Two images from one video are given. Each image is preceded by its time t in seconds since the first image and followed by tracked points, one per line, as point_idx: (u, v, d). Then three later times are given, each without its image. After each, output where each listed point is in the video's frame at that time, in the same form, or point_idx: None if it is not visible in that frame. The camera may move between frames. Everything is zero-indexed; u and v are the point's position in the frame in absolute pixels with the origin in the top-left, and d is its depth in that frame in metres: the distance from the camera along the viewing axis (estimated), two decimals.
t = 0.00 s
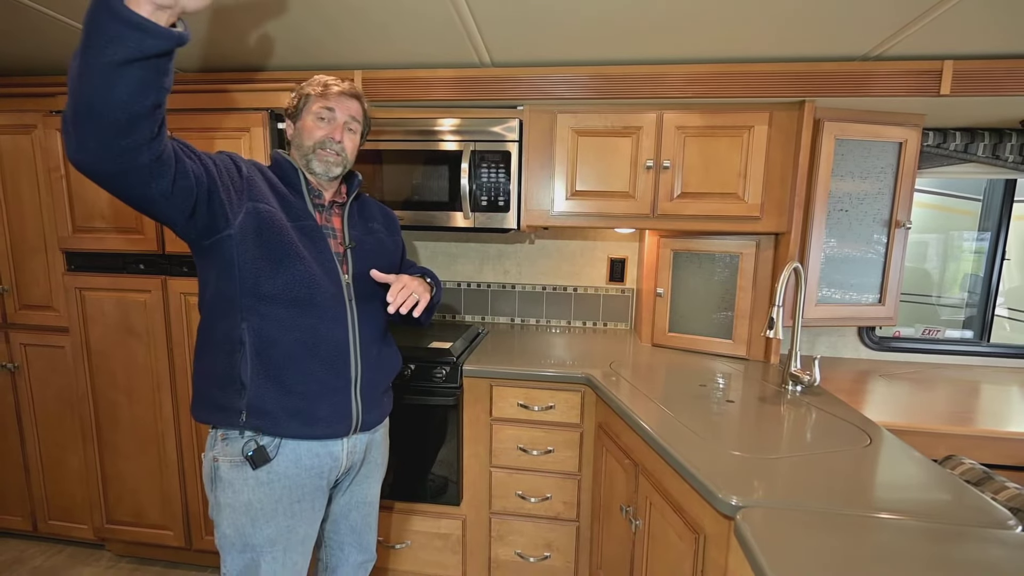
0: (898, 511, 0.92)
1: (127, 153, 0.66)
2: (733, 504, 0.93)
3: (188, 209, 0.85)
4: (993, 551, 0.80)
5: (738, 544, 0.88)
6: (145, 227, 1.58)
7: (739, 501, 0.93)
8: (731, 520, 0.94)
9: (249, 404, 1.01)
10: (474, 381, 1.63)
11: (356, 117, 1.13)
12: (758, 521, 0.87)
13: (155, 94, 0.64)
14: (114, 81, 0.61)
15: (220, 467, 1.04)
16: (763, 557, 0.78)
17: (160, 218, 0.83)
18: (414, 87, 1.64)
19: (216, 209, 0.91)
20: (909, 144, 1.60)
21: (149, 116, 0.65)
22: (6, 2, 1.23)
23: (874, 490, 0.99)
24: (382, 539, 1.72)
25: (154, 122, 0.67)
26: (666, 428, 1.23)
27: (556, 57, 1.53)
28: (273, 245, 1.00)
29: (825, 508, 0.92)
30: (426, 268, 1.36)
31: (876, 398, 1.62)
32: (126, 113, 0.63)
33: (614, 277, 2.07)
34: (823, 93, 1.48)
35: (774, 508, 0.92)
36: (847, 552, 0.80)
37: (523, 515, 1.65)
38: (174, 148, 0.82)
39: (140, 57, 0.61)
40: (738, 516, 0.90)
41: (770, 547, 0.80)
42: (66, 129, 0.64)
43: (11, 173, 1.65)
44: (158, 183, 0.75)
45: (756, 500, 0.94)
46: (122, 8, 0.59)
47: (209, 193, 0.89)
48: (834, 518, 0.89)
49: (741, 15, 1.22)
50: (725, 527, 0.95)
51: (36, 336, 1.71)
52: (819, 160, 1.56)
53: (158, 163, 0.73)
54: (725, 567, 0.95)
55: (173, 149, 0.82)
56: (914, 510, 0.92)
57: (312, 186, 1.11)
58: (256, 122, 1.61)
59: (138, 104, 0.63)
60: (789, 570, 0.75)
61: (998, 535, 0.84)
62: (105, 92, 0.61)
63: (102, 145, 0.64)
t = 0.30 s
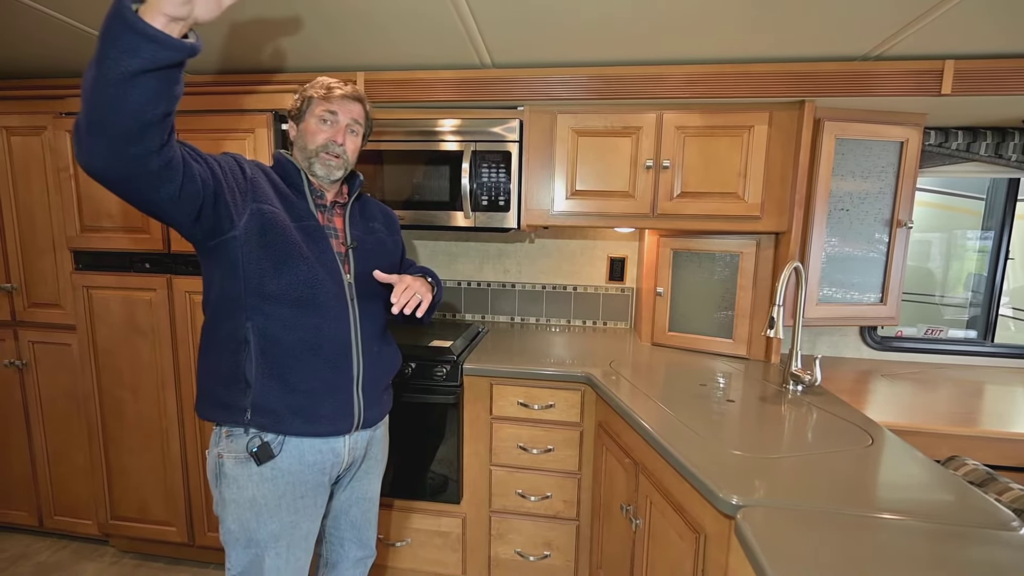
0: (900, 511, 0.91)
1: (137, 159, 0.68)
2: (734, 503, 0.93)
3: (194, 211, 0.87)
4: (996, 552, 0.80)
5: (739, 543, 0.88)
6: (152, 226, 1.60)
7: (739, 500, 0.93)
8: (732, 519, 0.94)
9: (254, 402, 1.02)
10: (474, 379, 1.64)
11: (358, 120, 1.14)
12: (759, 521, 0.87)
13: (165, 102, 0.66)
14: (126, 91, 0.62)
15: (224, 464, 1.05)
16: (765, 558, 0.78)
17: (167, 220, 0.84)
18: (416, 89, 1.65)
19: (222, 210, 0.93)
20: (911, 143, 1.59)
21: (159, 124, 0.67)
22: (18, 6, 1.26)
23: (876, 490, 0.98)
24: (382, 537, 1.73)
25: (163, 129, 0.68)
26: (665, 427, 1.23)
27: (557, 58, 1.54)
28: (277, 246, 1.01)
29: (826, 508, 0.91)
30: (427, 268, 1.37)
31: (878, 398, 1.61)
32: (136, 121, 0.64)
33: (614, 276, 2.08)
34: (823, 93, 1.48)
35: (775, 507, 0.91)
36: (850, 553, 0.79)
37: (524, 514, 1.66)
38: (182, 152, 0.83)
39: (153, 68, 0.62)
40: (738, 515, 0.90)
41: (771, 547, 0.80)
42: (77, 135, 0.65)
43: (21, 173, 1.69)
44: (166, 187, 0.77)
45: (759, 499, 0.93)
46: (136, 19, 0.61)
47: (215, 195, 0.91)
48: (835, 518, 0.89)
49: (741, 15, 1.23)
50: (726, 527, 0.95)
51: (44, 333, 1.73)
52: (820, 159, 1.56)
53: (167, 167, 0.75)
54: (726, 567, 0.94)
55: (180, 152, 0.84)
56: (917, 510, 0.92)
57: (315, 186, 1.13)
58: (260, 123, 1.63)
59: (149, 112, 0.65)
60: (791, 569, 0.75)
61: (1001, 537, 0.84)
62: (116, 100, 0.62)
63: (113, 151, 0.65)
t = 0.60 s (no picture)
0: (895, 507, 0.93)
1: (143, 162, 0.68)
2: (730, 499, 0.95)
3: (197, 213, 0.87)
4: (991, 547, 0.81)
5: (734, 538, 0.90)
6: (152, 227, 1.61)
7: (735, 496, 0.95)
8: (728, 515, 0.95)
9: (256, 402, 1.03)
10: (475, 380, 1.65)
11: (355, 122, 1.14)
12: (756, 517, 0.89)
13: (172, 106, 0.66)
14: (135, 94, 0.63)
15: (227, 463, 1.06)
16: (760, 553, 0.80)
17: (171, 221, 0.85)
18: (417, 90, 1.66)
19: (224, 211, 0.94)
20: (907, 145, 1.61)
21: (165, 127, 0.68)
22: (17, 6, 1.26)
23: (871, 488, 1.00)
24: (383, 537, 1.74)
25: (168, 133, 0.69)
26: (665, 427, 1.24)
27: (557, 60, 1.55)
28: (279, 246, 1.02)
29: (822, 505, 0.93)
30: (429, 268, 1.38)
31: (875, 398, 1.63)
32: (143, 124, 0.65)
33: (614, 277, 2.09)
34: (821, 95, 1.49)
35: (770, 503, 0.93)
36: (844, 547, 0.81)
37: (523, 513, 1.67)
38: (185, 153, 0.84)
39: (162, 72, 0.63)
40: (734, 511, 0.92)
41: (765, 540, 0.83)
42: (84, 137, 0.66)
43: (21, 174, 1.68)
44: (170, 190, 0.77)
45: (755, 496, 0.95)
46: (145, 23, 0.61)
47: (218, 196, 0.91)
48: (831, 514, 0.90)
49: (740, 18, 1.24)
50: (722, 523, 0.97)
51: (45, 334, 1.73)
52: (817, 161, 1.57)
53: (171, 170, 0.75)
54: (722, 562, 0.96)
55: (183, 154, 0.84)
56: (910, 507, 0.93)
57: (316, 187, 1.14)
58: (260, 124, 1.63)
59: (155, 116, 0.65)
60: (786, 563, 0.77)
61: (993, 533, 0.85)
62: (124, 104, 0.63)
63: (119, 153, 0.66)
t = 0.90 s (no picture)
0: (891, 505, 0.95)
1: (143, 168, 0.69)
2: (726, 497, 0.96)
3: (198, 216, 0.88)
4: (987, 545, 0.82)
5: (731, 536, 0.91)
6: (154, 228, 1.62)
7: (731, 494, 0.96)
8: (723, 513, 0.97)
9: (257, 403, 1.04)
10: (475, 380, 1.66)
11: (355, 122, 1.15)
12: (751, 515, 0.90)
13: (176, 115, 0.67)
14: (140, 102, 0.64)
15: (228, 462, 1.07)
16: (756, 551, 0.80)
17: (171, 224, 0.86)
18: (417, 92, 1.67)
19: (225, 214, 0.95)
20: (903, 147, 1.62)
21: (167, 136, 0.68)
22: (19, 9, 1.27)
23: (868, 487, 1.01)
24: (383, 536, 1.75)
25: (170, 141, 0.70)
26: (664, 428, 1.25)
27: (556, 63, 1.56)
28: (280, 249, 1.03)
29: (818, 504, 0.94)
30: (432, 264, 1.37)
31: (873, 399, 1.64)
32: (146, 132, 0.66)
33: (613, 278, 2.10)
34: (819, 97, 1.50)
35: (768, 502, 0.94)
36: (838, 544, 0.82)
37: (523, 513, 1.68)
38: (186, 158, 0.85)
39: (168, 83, 0.64)
40: (730, 508, 0.93)
41: (761, 538, 0.83)
42: (85, 141, 0.67)
43: (22, 176, 1.69)
44: (170, 195, 0.78)
45: (751, 494, 0.96)
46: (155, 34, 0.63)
47: (219, 199, 0.92)
48: (826, 512, 0.91)
49: (737, 21, 1.25)
50: (719, 521, 0.98)
51: (47, 335, 1.74)
52: (815, 163, 1.58)
53: (172, 175, 0.76)
54: (718, 559, 0.97)
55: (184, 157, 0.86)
56: (906, 506, 0.94)
57: (317, 190, 1.14)
58: (262, 126, 1.64)
59: (158, 124, 0.66)
60: (781, 560, 0.78)
61: (986, 531, 0.86)
62: (127, 111, 0.64)
63: (120, 159, 0.67)
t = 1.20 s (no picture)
0: (889, 508, 0.95)
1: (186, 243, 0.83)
2: (722, 500, 0.97)
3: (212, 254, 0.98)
4: (986, 548, 0.83)
5: (726, 540, 0.92)
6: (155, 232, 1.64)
7: (727, 497, 0.97)
8: (719, 515, 0.97)
9: (256, 413, 1.06)
10: (474, 384, 1.67)
11: (359, 134, 1.11)
12: (745, 518, 0.90)
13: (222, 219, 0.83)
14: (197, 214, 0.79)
15: (227, 466, 1.08)
16: (751, 554, 0.81)
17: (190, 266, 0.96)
18: (418, 98, 1.69)
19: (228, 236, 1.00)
20: (899, 153, 1.64)
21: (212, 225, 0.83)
22: (26, 17, 1.29)
23: (865, 490, 1.01)
24: (382, 540, 1.75)
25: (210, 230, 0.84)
26: (662, 432, 1.26)
27: (555, 70, 1.59)
28: (278, 262, 1.06)
29: (814, 507, 0.95)
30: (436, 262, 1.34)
31: (871, 402, 1.64)
32: (195, 230, 0.81)
33: (612, 282, 2.11)
34: (815, 103, 1.52)
35: (764, 506, 0.95)
36: (833, 547, 0.83)
37: (522, 516, 1.68)
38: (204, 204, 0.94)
39: (226, 197, 0.79)
40: (726, 511, 0.94)
41: (757, 542, 0.84)
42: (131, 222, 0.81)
43: (26, 180, 1.71)
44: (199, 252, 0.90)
45: (748, 497, 0.97)
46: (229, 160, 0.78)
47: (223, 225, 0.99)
48: (822, 516, 0.92)
49: (733, 29, 1.27)
50: (715, 524, 0.98)
51: (48, 339, 1.75)
52: (810, 168, 1.60)
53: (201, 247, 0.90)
54: (715, 562, 0.98)
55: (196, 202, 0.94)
56: (904, 509, 0.95)
57: (317, 196, 1.14)
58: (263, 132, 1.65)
59: (208, 220, 0.81)
60: (776, 563, 0.78)
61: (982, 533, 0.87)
62: (184, 215, 0.78)
63: (161, 246, 0.81)
